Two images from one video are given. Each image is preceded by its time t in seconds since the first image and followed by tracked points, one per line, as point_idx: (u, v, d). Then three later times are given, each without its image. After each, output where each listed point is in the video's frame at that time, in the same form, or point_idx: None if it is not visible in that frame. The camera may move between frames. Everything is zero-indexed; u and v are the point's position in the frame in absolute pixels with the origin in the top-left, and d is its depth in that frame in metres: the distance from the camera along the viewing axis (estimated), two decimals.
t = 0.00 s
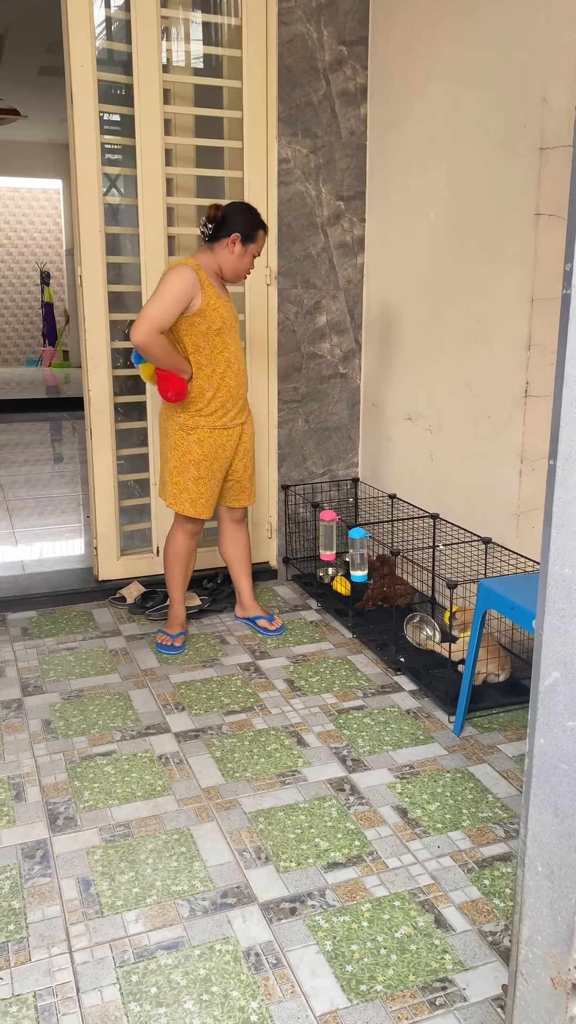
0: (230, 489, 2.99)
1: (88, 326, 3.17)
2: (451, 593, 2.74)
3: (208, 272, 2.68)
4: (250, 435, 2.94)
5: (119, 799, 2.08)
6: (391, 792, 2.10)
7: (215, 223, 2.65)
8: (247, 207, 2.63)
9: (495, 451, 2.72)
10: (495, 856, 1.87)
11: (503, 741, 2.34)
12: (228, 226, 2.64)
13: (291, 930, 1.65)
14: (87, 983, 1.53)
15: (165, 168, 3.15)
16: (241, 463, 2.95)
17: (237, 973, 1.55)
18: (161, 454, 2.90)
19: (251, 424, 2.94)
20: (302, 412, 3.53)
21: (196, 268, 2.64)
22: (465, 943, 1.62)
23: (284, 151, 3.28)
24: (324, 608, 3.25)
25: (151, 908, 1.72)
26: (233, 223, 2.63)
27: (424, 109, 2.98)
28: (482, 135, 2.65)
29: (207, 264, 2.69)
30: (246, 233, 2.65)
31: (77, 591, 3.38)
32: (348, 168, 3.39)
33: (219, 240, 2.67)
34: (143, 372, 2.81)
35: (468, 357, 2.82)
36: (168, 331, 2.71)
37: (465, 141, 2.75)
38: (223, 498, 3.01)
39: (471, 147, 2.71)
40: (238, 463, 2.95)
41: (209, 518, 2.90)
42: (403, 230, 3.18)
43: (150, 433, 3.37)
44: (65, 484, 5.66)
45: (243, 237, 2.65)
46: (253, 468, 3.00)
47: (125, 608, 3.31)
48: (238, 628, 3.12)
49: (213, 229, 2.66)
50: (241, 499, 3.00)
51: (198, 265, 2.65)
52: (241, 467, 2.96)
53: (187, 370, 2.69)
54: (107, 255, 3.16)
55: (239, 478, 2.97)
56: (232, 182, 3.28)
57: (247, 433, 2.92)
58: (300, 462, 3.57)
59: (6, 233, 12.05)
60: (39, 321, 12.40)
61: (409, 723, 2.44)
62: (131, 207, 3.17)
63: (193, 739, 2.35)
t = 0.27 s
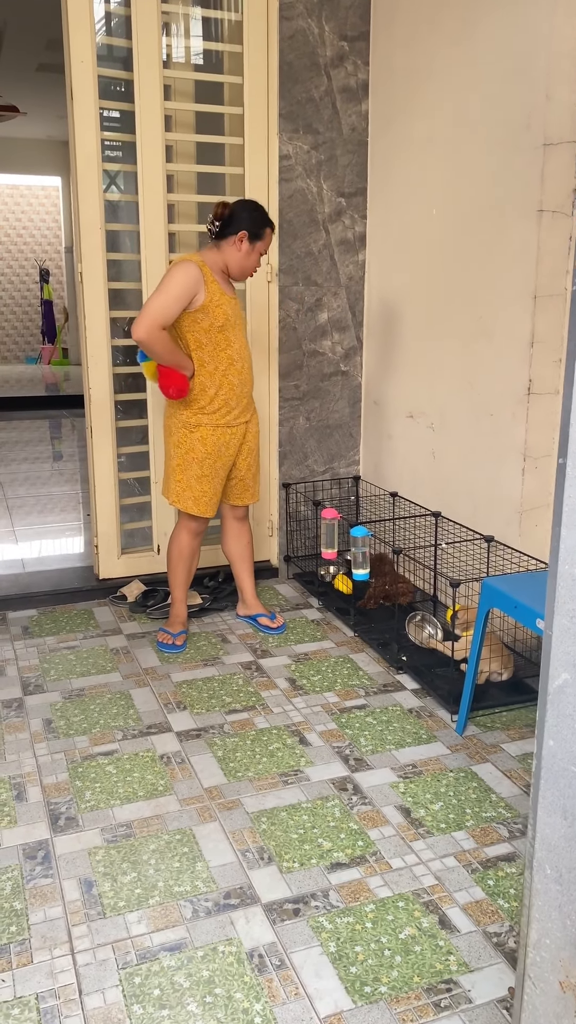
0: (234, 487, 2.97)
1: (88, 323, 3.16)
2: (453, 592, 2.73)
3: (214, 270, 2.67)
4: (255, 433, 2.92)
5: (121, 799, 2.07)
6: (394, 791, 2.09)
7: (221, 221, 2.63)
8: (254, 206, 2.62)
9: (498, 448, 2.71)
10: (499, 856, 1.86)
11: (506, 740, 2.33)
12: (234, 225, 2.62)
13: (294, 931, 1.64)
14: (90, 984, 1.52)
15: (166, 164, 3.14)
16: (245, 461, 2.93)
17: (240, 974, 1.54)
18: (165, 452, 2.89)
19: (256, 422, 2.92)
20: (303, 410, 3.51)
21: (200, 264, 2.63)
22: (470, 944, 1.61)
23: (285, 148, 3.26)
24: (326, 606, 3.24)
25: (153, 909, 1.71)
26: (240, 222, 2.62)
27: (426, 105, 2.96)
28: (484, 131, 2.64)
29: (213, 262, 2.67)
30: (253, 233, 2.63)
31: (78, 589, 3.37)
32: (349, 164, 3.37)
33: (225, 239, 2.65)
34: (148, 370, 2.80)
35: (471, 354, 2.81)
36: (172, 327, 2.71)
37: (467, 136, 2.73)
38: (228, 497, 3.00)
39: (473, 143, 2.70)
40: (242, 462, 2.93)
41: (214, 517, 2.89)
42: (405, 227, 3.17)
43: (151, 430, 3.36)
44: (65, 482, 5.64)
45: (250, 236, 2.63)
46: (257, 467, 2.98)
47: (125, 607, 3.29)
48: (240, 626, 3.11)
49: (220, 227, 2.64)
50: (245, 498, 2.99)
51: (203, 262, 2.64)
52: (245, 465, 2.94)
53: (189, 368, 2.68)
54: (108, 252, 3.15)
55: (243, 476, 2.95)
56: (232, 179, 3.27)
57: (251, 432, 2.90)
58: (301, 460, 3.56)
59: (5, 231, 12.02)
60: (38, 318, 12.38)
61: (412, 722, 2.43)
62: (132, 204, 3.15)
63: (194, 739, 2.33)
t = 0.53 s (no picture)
0: (237, 485, 2.96)
1: (90, 320, 3.14)
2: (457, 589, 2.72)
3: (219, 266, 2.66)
4: (257, 431, 2.90)
5: (124, 798, 2.06)
6: (398, 789, 2.08)
7: (228, 218, 2.62)
8: (261, 204, 2.61)
9: (501, 445, 2.70)
10: (504, 854, 1.85)
11: (510, 738, 2.32)
12: (240, 221, 2.61)
13: (300, 930, 1.63)
14: (95, 984, 1.51)
15: (167, 160, 3.12)
16: (247, 459, 2.92)
17: (246, 974, 1.53)
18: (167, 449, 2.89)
19: (258, 420, 2.90)
20: (305, 407, 3.50)
21: (203, 259, 2.62)
22: (476, 943, 1.60)
23: (287, 143, 3.25)
24: (328, 604, 3.23)
25: (158, 908, 1.70)
26: (245, 218, 2.61)
27: (429, 100, 2.95)
28: (487, 126, 2.63)
29: (218, 258, 2.66)
30: (258, 230, 2.63)
31: (79, 586, 3.36)
32: (351, 160, 3.36)
33: (231, 235, 2.64)
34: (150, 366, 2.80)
35: (474, 350, 2.80)
36: (174, 323, 2.70)
37: (470, 131, 2.72)
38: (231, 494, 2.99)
39: (477, 138, 2.69)
40: (244, 459, 2.92)
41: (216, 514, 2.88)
42: (407, 223, 3.16)
43: (152, 427, 3.34)
44: (65, 479, 5.63)
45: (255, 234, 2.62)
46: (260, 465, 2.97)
47: (127, 604, 3.28)
48: (242, 624, 3.10)
49: (226, 222, 2.63)
50: (247, 496, 2.98)
51: (207, 258, 2.63)
52: (248, 463, 2.93)
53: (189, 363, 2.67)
54: (109, 248, 3.13)
55: (245, 473, 2.94)
56: (234, 174, 3.25)
57: (253, 429, 2.89)
58: (303, 457, 3.55)
59: (5, 227, 11.99)
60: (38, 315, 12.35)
61: (415, 719, 2.42)
62: (133, 200, 3.14)
63: (197, 736, 2.33)
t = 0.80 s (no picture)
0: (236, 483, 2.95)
1: (90, 317, 3.13)
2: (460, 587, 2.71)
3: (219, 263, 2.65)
4: (256, 429, 2.89)
5: (127, 798, 2.05)
6: (402, 789, 2.08)
7: (228, 215, 2.61)
8: (261, 201, 2.60)
9: (503, 442, 2.69)
10: (508, 854, 1.84)
11: (513, 737, 2.32)
12: (240, 218, 2.60)
13: (304, 931, 1.62)
14: (99, 985, 1.51)
15: (167, 157, 3.11)
16: (246, 457, 2.90)
17: (250, 975, 1.52)
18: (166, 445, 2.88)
19: (258, 418, 2.89)
20: (306, 405, 3.49)
21: (203, 256, 2.61)
22: (482, 943, 1.59)
23: (288, 140, 3.23)
24: (330, 602, 3.23)
25: (161, 909, 1.69)
26: (245, 216, 2.60)
27: (430, 97, 2.94)
28: (489, 122, 2.62)
29: (219, 255, 2.65)
30: (258, 228, 2.61)
31: (80, 585, 3.35)
32: (352, 156, 3.34)
33: (231, 233, 2.63)
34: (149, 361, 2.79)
35: (476, 347, 2.79)
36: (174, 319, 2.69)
37: (472, 127, 2.71)
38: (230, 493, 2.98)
39: (478, 134, 2.67)
40: (244, 457, 2.90)
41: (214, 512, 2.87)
42: (408, 219, 3.15)
43: (153, 426, 3.33)
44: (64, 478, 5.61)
45: (255, 231, 2.61)
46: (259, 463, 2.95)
47: (128, 603, 3.28)
48: (243, 622, 3.09)
49: (226, 220, 2.62)
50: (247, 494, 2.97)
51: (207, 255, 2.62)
52: (247, 461, 2.91)
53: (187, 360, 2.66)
54: (109, 245, 3.12)
55: (245, 472, 2.93)
56: (234, 171, 3.24)
57: (253, 427, 2.87)
58: (304, 455, 3.54)
59: (3, 225, 11.96)
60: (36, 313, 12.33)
61: (418, 718, 2.42)
62: (133, 197, 3.12)
63: (200, 736, 2.32)
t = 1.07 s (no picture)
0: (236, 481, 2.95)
1: (89, 316, 3.12)
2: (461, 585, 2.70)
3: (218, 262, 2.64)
4: (255, 428, 2.88)
5: (130, 798, 2.04)
6: (405, 788, 2.07)
7: (227, 213, 2.60)
8: (260, 200, 2.58)
9: (505, 440, 2.69)
10: (513, 853, 1.84)
11: (516, 735, 2.31)
12: (238, 216, 2.59)
13: (309, 931, 1.62)
14: (104, 986, 1.50)
15: (166, 155, 3.10)
16: (245, 455, 2.89)
17: (255, 977, 1.52)
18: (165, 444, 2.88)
19: (256, 416, 2.88)
20: (306, 403, 3.48)
21: (201, 254, 2.61)
22: (487, 943, 1.59)
23: (287, 137, 3.22)
24: (331, 601, 3.23)
25: (166, 910, 1.69)
26: (243, 215, 2.59)
27: (430, 94, 2.93)
28: (489, 119, 2.61)
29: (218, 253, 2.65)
30: (256, 227, 2.60)
31: (80, 585, 3.35)
32: (351, 154, 3.33)
33: (229, 233, 2.62)
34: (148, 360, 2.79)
35: (477, 345, 2.78)
36: (172, 317, 2.69)
37: (472, 124, 2.70)
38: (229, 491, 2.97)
39: (479, 131, 2.67)
40: (242, 455, 2.89)
41: (213, 510, 2.86)
42: (408, 217, 3.14)
43: (152, 424, 3.33)
44: (63, 477, 5.60)
45: (253, 230, 2.60)
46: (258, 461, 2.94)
47: (129, 603, 3.27)
48: (245, 621, 3.08)
49: (224, 219, 2.62)
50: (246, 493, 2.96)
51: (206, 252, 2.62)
52: (245, 459, 2.90)
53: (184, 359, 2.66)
54: (108, 244, 3.11)
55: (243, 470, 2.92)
56: (233, 169, 3.23)
57: (251, 425, 2.87)
58: (305, 453, 3.53)
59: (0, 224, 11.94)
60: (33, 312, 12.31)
61: (421, 717, 2.41)
62: (132, 195, 3.11)
63: (202, 735, 2.32)
